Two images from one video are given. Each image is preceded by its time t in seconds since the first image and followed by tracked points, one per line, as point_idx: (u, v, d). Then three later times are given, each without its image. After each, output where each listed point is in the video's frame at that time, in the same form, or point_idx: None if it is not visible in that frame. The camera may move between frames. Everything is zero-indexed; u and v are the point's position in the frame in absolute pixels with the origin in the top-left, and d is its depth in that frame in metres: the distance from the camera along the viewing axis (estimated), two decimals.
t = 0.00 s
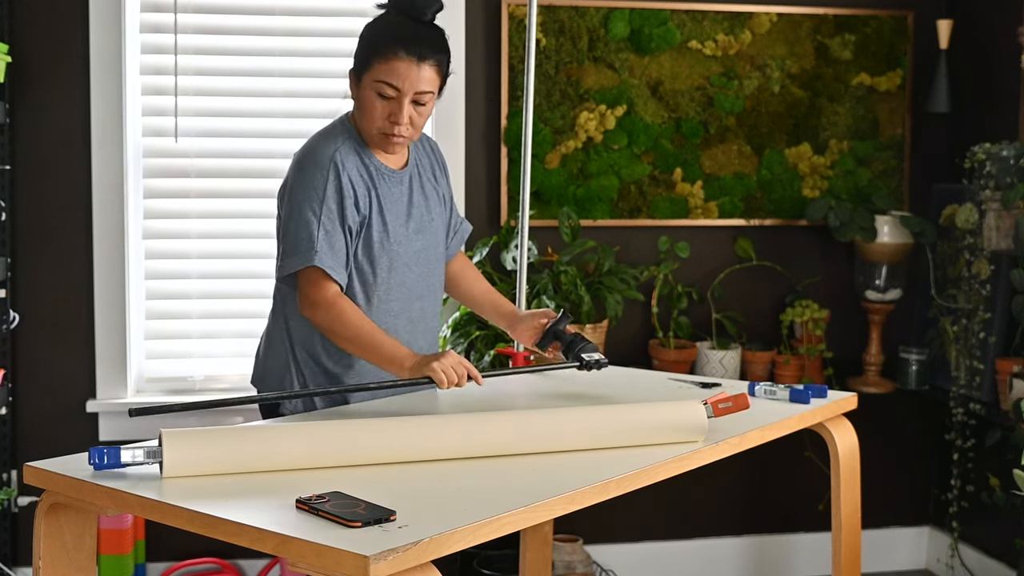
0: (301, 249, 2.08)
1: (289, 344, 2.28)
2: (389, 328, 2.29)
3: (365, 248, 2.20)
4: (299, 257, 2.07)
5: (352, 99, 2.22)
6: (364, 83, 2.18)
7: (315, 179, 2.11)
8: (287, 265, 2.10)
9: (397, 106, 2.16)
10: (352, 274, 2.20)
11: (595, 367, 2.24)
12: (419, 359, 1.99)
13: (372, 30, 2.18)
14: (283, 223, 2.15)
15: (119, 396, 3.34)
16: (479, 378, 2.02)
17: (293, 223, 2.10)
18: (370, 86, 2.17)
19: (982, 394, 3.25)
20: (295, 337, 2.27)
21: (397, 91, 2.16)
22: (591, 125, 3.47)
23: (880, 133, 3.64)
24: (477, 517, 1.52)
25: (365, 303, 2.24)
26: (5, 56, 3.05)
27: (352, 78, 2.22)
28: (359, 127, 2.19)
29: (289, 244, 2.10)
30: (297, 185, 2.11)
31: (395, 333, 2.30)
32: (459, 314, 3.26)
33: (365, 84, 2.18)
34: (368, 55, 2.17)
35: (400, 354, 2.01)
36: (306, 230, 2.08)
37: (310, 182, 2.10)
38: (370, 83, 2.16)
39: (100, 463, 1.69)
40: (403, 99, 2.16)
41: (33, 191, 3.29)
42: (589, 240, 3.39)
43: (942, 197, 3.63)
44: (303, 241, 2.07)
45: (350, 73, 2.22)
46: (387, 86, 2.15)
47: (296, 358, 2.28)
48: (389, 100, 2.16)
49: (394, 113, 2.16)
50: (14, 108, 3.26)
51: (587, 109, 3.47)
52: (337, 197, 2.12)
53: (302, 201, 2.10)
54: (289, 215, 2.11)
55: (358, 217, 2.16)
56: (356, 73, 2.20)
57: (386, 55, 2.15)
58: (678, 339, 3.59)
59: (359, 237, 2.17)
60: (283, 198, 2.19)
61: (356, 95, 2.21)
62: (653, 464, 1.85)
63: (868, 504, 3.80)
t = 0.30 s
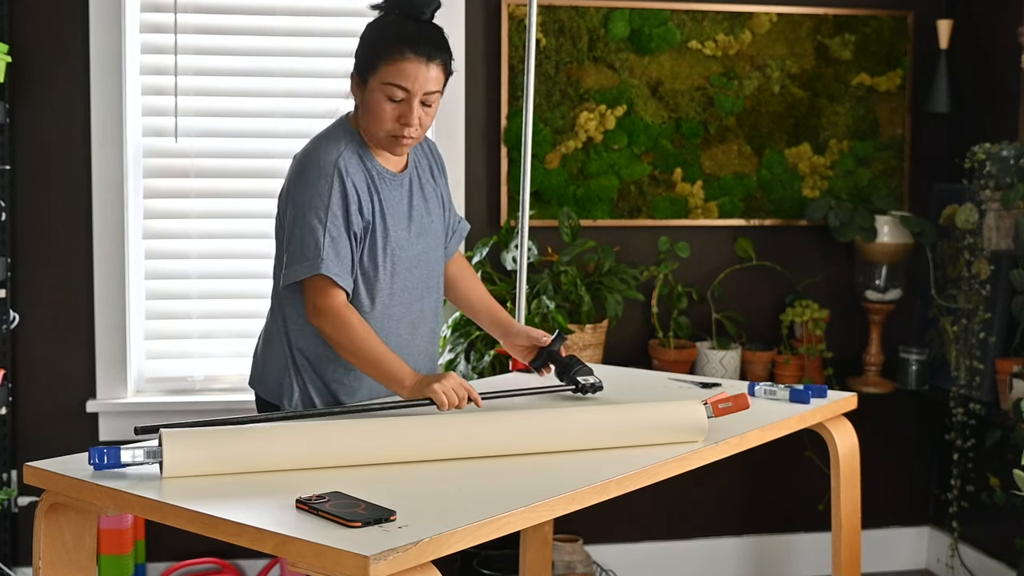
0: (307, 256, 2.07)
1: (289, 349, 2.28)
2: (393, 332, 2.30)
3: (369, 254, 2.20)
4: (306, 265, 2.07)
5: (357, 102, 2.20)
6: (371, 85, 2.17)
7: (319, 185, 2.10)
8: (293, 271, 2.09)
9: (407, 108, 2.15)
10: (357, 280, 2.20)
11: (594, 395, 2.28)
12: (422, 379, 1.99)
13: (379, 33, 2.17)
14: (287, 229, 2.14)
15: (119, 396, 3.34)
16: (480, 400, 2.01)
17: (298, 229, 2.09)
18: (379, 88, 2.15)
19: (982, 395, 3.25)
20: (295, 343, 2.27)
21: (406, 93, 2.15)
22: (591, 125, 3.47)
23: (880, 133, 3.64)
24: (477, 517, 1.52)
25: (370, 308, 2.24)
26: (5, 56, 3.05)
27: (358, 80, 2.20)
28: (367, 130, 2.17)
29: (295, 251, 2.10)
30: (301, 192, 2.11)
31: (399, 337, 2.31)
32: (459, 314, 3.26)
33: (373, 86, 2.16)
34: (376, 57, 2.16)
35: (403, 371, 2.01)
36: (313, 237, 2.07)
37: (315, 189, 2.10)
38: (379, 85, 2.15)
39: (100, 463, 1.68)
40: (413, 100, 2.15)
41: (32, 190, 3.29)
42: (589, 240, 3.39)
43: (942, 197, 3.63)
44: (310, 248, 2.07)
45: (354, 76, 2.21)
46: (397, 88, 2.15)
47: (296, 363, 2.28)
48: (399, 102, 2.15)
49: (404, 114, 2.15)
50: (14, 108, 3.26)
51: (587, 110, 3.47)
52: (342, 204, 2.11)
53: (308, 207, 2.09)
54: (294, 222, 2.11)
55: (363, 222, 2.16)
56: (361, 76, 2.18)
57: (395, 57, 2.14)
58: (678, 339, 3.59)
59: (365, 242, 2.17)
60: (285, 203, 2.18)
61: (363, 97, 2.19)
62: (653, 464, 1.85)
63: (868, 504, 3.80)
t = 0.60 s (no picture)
0: (308, 258, 2.07)
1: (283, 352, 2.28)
2: (387, 336, 2.30)
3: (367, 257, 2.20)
4: (308, 267, 2.07)
5: (373, 108, 2.20)
6: (395, 89, 2.18)
7: (317, 186, 2.11)
8: (293, 274, 2.08)
9: (432, 111, 2.22)
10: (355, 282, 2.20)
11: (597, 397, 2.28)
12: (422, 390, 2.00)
13: (401, 36, 2.19)
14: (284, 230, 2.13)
15: (119, 396, 3.34)
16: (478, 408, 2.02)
17: (298, 231, 2.09)
18: (406, 92, 2.18)
19: (982, 395, 3.25)
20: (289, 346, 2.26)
21: (432, 97, 2.21)
22: (591, 125, 3.46)
23: (880, 133, 3.64)
24: (477, 516, 1.52)
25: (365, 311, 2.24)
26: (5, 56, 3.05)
27: (373, 83, 2.20)
28: (393, 135, 2.19)
29: (294, 253, 2.09)
30: (300, 193, 2.11)
31: (392, 341, 2.31)
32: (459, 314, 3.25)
33: (397, 90, 2.18)
34: (400, 61, 2.17)
35: (403, 381, 2.02)
36: (312, 238, 2.07)
37: (314, 191, 2.10)
38: (406, 91, 2.18)
39: (100, 463, 1.68)
40: (436, 103, 2.22)
41: (32, 191, 3.28)
42: (589, 240, 3.39)
43: (942, 197, 3.63)
44: (310, 250, 2.07)
45: (370, 79, 2.20)
46: (425, 92, 2.19)
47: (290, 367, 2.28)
48: (424, 105, 2.21)
49: (430, 117, 2.22)
50: (14, 108, 3.26)
51: (587, 109, 3.47)
52: (341, 204, 2.12)
53: (307, 208, 2.09)
54: (292, 223, 2.10)
55: (360, 224, 2.16)
56: (379, 83, 2.19)
57: (421, 61, 2.18)
58: (678, 339, 3.59)
59: (363, 243, 2.18)
60: (280, 206, 2.17)
61: (382, 100, 2.20)
62: (653, 464, 1.85)
63: (867, 504, 3.80)
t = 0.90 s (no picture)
0: (311, 254, 2.07)
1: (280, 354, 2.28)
2: (384, 333, 2.31)
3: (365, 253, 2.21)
4: (311, 263, 2.07)
5: (382, 112, 2.21)
6: (407, 94, 2.19)
7: (319, 182, 2.11)
8: (297, 270, 2.09)
9: (438, 112, 2.25)
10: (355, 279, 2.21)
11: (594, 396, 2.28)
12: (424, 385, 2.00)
13: (414, 42, 2.18)
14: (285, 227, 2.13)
15: (119, 396, 3.34)
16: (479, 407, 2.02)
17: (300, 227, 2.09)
18: (419, 98, 2.20)
19: (982, 395, 3.25)
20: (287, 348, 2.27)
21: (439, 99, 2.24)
22: (591, 125, 3.47)
23: (880, 133, 3.64)
24: (477, 517, 1.52)
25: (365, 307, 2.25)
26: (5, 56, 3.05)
27: (383, 87, 2.20)
28: (404, 138, 2.22)
29: (296, 249, 2.09)
30: (301, 190, 2.11)
31: (388, 338, 2.32)
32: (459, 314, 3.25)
33: (410, 95, 2.19)
34: (415, 68, 2.18)
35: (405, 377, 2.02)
36: (315, 234, 2.08)
37: (316, 187, 2.10)
38: (418, 95, 2.20)
39: (100, 463, 1.68)
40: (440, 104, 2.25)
41: (31, 191, 3.28)
42: (589, 240, 3.39)
43: (942, 197, 3.63)
44: (313, 246, 2.07)
45: (381, 83, 2.19)
46: (434, 96, 2.22)
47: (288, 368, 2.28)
48: (431, 108, 2.24)
49: (436, 118, 2.26)
50: (14, 108, 3.26)
51: (587, 110, 3.47)
52: (341, 200, 2.12)
53: (309, 204, 2.09)
54: (294, 220, 2.10)
55: (359, 220, 2.17)
56: (390, 87, 2.19)
57: (434, 67, 2.20)
58: (678, 339, 3.59)
59: (362, 239, 2.19)
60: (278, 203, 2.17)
61: (392, 104, 2.20)
62: (653, 464, 1.85)
63: (868, 504, 3.80)
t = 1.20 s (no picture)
0: (321, 240, 2.07)
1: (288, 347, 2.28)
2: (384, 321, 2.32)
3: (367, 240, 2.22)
4: (322, 249, 2.07)
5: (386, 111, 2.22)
6: (412, 95, 2.21)
7: (325, 169, 2.12)
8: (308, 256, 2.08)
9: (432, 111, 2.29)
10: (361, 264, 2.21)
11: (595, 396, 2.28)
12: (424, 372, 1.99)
13: (422, 45, 2.19)
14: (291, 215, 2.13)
15: (119, 396, 3.34)
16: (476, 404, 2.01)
17: (309, 213, 2.09)
18: (422, 98, 2.23)
19: (982, 394, 3.25)
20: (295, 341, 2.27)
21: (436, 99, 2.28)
22: (591, 125, 3.46)
23: (880, 133, 3.64)
24: (477, 517, 1.52)
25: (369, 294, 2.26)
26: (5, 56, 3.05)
27: (390, 87, 2.20)
28: (402, 135, 2.25)
29: (306, 234, 2.09)
30: (308, 177, 2.11)
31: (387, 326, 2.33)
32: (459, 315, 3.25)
33: (414, 96, 2.21)
34: (422, 71, 2.20)
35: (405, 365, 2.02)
36: (325, 219, 2.08)
37: (323, 174, 2.11)
38: (420, 96, 2.23)
39: (100, 463, 1.68)
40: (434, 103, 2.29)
41: (31, 191, 3.28)
42: (589, 240, 3.39)
43: (942, 197, 3.63)
44: (323, 231, 2.08)
45: (387, 82, 2.19)
46: (433, 97, 2.26)
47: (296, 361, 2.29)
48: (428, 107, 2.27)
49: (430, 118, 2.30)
50: (14, 108, 3.26)
51: (587, 109, 3.47)
52: (347, 186, 2.14)
53: (318, 190, 2.10)
54: (302, 207, 2.10)
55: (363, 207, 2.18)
56: (397, 88, 2.20)
57: (437, 70, 2.23)
58: (678, 339, 3.59)
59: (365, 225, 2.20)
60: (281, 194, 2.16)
61: (397, 103, 2.21)
62: (653, 464, 1.85)
63: (868, 503, 3.80)
